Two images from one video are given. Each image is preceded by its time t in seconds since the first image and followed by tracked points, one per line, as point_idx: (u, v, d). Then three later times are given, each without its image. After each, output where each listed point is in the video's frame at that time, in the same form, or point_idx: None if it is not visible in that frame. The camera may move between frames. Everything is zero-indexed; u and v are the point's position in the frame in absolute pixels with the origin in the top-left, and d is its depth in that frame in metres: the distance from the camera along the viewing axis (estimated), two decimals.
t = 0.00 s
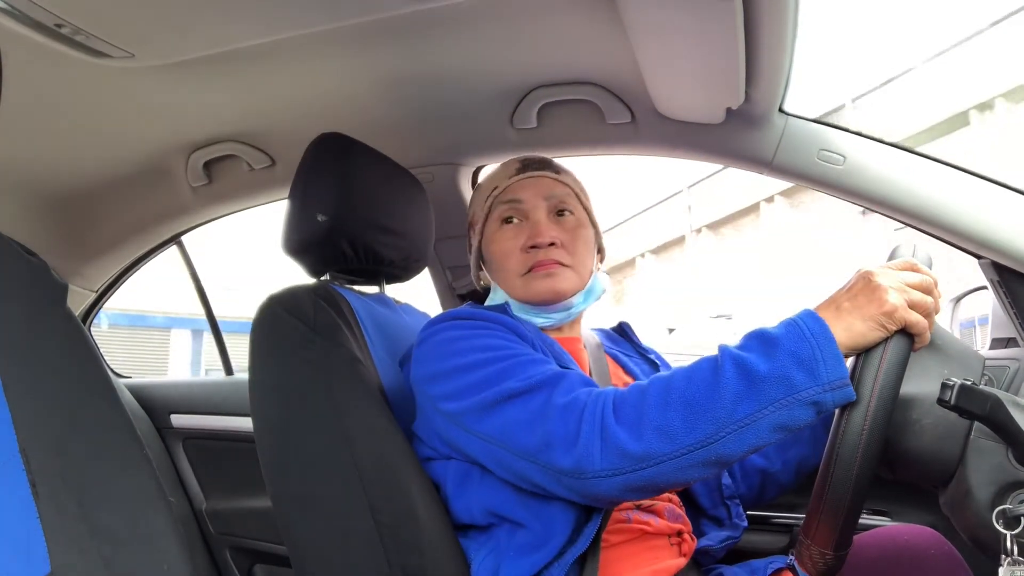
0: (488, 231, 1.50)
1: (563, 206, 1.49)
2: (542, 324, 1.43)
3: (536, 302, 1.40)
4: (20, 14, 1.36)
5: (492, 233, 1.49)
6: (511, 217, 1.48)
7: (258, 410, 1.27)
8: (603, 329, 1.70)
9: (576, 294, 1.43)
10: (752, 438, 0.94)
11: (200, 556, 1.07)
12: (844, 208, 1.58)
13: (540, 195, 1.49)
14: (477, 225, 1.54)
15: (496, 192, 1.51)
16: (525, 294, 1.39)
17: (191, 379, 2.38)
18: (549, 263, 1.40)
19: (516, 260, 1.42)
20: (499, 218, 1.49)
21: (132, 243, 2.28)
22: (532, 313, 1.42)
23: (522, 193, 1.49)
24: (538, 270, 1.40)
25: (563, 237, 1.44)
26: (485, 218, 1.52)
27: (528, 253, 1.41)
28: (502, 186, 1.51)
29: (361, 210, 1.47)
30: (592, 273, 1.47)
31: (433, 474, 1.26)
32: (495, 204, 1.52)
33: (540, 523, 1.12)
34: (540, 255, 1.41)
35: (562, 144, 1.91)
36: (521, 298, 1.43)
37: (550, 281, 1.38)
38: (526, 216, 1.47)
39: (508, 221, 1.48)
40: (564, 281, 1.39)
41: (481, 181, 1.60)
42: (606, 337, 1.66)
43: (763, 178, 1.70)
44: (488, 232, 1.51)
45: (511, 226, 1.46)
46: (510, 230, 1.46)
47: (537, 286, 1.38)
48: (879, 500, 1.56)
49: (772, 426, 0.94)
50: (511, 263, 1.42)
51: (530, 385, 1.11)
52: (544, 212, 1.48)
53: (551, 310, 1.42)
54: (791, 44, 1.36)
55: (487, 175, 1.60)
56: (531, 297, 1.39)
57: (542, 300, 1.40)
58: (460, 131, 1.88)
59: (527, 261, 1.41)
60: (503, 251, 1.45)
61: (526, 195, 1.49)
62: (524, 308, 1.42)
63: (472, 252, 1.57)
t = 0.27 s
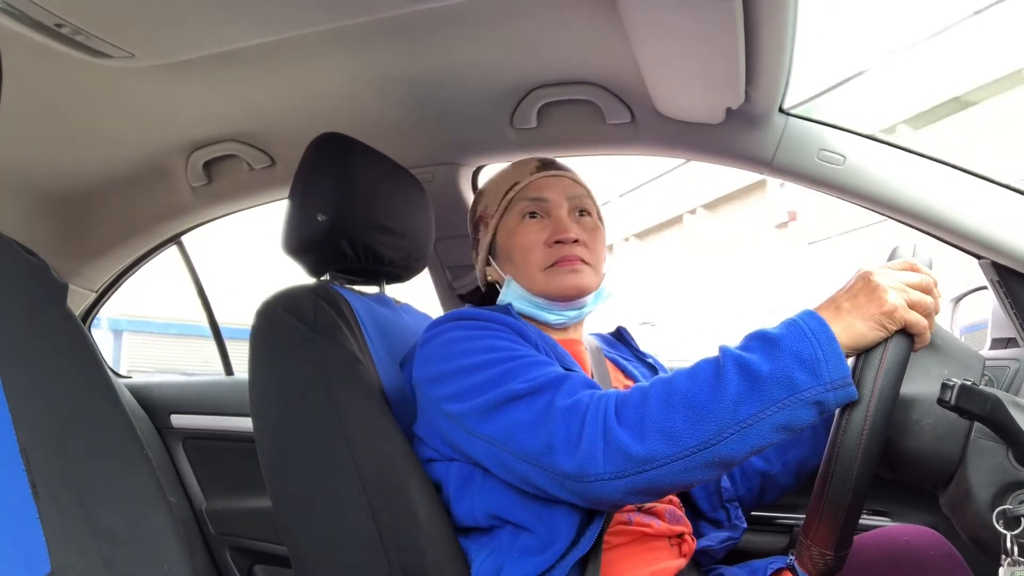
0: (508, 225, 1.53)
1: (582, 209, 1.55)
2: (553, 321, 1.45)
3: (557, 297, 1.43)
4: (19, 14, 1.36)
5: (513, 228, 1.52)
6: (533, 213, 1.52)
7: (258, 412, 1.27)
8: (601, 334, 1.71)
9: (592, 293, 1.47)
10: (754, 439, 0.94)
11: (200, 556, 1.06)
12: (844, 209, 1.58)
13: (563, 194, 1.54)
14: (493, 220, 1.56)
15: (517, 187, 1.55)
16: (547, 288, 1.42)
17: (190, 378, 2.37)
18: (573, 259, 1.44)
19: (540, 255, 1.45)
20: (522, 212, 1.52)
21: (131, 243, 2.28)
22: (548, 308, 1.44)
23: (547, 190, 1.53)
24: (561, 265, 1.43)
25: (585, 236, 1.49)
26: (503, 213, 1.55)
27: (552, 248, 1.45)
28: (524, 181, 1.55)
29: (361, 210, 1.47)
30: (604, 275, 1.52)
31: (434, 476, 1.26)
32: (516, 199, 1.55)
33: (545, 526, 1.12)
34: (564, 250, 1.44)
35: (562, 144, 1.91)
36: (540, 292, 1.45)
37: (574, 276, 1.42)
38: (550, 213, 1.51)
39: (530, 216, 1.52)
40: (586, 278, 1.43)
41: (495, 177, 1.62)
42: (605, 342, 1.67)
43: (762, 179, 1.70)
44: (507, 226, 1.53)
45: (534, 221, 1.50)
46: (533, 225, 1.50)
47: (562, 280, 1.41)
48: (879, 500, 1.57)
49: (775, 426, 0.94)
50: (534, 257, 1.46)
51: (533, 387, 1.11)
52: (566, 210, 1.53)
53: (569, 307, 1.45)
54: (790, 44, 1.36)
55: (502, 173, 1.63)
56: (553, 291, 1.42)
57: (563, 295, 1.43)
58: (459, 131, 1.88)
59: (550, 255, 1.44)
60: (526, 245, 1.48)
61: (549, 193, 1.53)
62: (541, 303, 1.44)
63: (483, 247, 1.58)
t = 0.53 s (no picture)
0: (516, 223, 1.53)
1: (589, 211, 1.56)
2: (560, 319, 1.46)
3: (566, 295, 1.44)
4: (19, 14, 1.36)
5: (522, 226, 1.52)
6: (542, 212, 1.52)
7: (258, 412, 1.27)
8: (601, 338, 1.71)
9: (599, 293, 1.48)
10: (754, 438, 0.94)
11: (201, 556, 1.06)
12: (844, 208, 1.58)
13: (571, 194, 1.55)
14: (499, 219, 1.56)
15: (526, 186, 1.55)
16: (557, 286, 1.43)
17: (190, 379, 2.37)
18: (582, 258, 1.45)
19: (550, 253, 1.46)
20: (530, 211, 1.53)
21: (131, 243, 2.28)
22: (556, 307, 1.45)
23: (556, 190, 1.54)
24: (571, 264, 1.44)
25: (593, 236, 1.50)
26: (511, 211, 1.55)
27: (562, 247, 1.46)
28: (532, 181, 1.56)
29: (361, 209, 1.47)
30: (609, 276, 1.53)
31: (434, 475, 1.26)
32: (523, 199, 1.55)
33: (546, 525, 1.12)
34: (574, 249, 1.45)
35: (562, 144, 1.91)
36: (549, 290, 1.45)
37: (584, 275, 1.43)
38: (559, 213, 1.52)
39: (538, 215, 1.52)
40: (595, 278, 1.44)
41: (501, 176, 1.62)
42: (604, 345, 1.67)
43: (762, 179, 1.70)
44: (515, 225, 1.53)
45: (543, 220, 1.51)
46: (543, 225, 1.50)
47: (572, 279, 1.43)
48: (879, 500, 1.57)
49: (775, 424, 0.94)
50: (543, 255, 1.46)
51: (534, 386, 1.11)
52: (574, 210, 1.54)
53: (576, 305, 1.46)
54: (790, 44, 1.36)
55: (507, 172, 1.63)
56: (563, 288, 1.43)
57: (572, 294, 1.44)
58: (459, 131, 1.88)
59: (560, 254, 1.45)
60: (535, 243, 1.48)
61: (558, 193, 1.54)
62: (550, 301, 1.44)
63: (488, 246, 1.57)
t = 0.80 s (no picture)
0: (521, 221, 1.54)
1: (591, 211, 1.58)
2: (566, 316, 1.47)
3: (573, 290, 1.44)
4: (20, 15, 1.36)
5: (527, 224, 1.52)
6: (547, 209, 1.53)
7: (258, 412, 1.27)
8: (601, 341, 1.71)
9: (603, 290, 1.49)
10: (755, 437, 0.94)
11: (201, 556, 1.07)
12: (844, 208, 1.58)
13: (575, 194, 1.57)
14: (504, 217, 1.56)
15: (531, 185, 1.56)
16: (565, 281, 1.43)
17: (190, 379, 2.37)
18: (589, 254, 1.46)
19: (556, 249, 1.46)
20: (536, 209, 1.53)
21: (132, 243, 2.28)
22: (561, 303, 1.46)
23: (560, 190, 1.56)
24: (578, 259, 1.45)
25: (598, 234, 1.52)
26: (516, 210, 1.55)
27: (568, 243, 1.47)
28: (536, 181, 1.57)
29: (361, 210, 1.47)
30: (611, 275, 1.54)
31: (435, 475, 1.26)
32: (528, 197, 1.56)
33: (547, 525, 1.12)
34: (580, 245, 1.46)
35: (562, 144, 1.91)
36: (555, 286, 1.46)
37: (591, 270, 1.44)
38: (564, 211, 1.53)
39: (544, 213, 1.53)
40: (601, 273, 1.45)
41: (504, 177, 1.63)
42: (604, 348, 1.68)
43: (763, 179, 1.70)
44: (520, 222, 1.54)
45: (549, 218, 1.51)
46: (549, 221, 1.51)
47: (580, 273, 1.43)
48: (879, 500, 1.57)
49: (776, 424, 0.94)
50: (550, 251, 1.46)
51: (535, 386, 1.11)
52: (578, 209, 1.55)
53: (582, 301, 1.46)
54: (790, 44, 1.35)
55: (509, 173, 1.64)
56: (570, 284, 1.43)
57: (579, 288, 1.44)
58: (460, 131, 1.88)
59: (567, 249, 1.46)
60: (541, 240, 1.48)
61: (562, 192, 1.56)
62: (556, 297, 1.45)
63: (492, 245, 1.57)
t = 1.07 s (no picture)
0: (521, 221, 1.54)
1: (589, 212, 1.59)
2: (566, 315, 1.47)
3: (575, 288, 1.44)
4: (20, 14, 1.36)
5: (528, 223, 1.52)
6: (547, 209, 1.53)
7: (258, 412, 1.27)
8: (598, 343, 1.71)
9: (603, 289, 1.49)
10: (754, 436, 0.94)
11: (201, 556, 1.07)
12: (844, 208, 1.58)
13: (575, 195, 1.58)
14: (503, 217, 1.56)
15: (530, 186, 1.57)
16: (567, 279, 1.43)
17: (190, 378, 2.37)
18: (590, 252, 1.46)
19: (558, 247, 1.47)
20: (536, 209, 1.54)
21: (132, 243, 2.28)
22: (562, 302, 1.46)
23: (560, 190, 1.56)
24: (580, 257, 1.45)
25: (597, 233, 1.52)
26: (515, 210, 1.55)
27: (570, 241, 1.47)
28: (536, 181, 1.57)
29: (360, 209, 1.46)
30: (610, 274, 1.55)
31: (435, 474, 1.27)
32: (528, 198, 1.56)
33: (547, 524, 1.12)
34: (582, 244, 1.47)
35: (562, 144, 1.91)
36: (557, 285, 1.46)
37: (593, 267, 1.44)
38: (564, 210, 1.53)
39: (544, 212, 1.53)
40: (603, 271, 1.46)
41: (502, 178, 1.63)
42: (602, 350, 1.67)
43: (762, 179, 1.70)
44: (521, 222, 1.54)
45: (549, 217, 1.52)
46: (549, 221, 1.51)
47: (582, 271, 1.43)
48: (878, 499, 1.57)
49: (775, 422, 0.93)
50: (552, 250, 1.47)
51: (535, 384, 1.11)
52: (578, 209, 1.55)
53: (582, 299, 1.46)
54: (791, 43, 1.35)
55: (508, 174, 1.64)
56: (573, 281, 1.43)
57: (581, 286, 1.44)
58: (459, 131, 1.88)
59: (568, 248, 1.46)
60: (542, 238, 1.49)
61: (562, 193, 1.57)
62: (559, 295, 1.45)
63: (491, 245, 1.56)
